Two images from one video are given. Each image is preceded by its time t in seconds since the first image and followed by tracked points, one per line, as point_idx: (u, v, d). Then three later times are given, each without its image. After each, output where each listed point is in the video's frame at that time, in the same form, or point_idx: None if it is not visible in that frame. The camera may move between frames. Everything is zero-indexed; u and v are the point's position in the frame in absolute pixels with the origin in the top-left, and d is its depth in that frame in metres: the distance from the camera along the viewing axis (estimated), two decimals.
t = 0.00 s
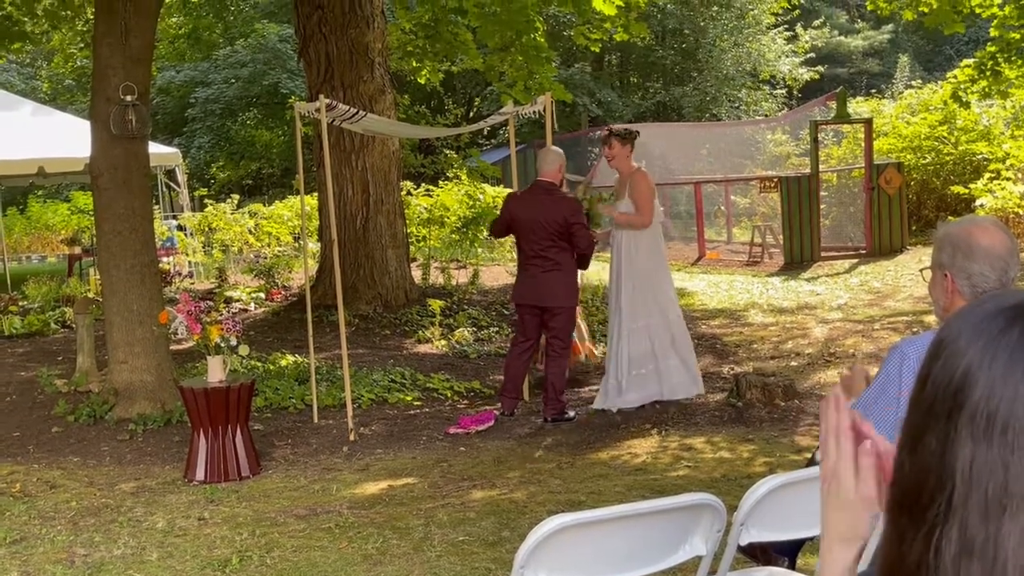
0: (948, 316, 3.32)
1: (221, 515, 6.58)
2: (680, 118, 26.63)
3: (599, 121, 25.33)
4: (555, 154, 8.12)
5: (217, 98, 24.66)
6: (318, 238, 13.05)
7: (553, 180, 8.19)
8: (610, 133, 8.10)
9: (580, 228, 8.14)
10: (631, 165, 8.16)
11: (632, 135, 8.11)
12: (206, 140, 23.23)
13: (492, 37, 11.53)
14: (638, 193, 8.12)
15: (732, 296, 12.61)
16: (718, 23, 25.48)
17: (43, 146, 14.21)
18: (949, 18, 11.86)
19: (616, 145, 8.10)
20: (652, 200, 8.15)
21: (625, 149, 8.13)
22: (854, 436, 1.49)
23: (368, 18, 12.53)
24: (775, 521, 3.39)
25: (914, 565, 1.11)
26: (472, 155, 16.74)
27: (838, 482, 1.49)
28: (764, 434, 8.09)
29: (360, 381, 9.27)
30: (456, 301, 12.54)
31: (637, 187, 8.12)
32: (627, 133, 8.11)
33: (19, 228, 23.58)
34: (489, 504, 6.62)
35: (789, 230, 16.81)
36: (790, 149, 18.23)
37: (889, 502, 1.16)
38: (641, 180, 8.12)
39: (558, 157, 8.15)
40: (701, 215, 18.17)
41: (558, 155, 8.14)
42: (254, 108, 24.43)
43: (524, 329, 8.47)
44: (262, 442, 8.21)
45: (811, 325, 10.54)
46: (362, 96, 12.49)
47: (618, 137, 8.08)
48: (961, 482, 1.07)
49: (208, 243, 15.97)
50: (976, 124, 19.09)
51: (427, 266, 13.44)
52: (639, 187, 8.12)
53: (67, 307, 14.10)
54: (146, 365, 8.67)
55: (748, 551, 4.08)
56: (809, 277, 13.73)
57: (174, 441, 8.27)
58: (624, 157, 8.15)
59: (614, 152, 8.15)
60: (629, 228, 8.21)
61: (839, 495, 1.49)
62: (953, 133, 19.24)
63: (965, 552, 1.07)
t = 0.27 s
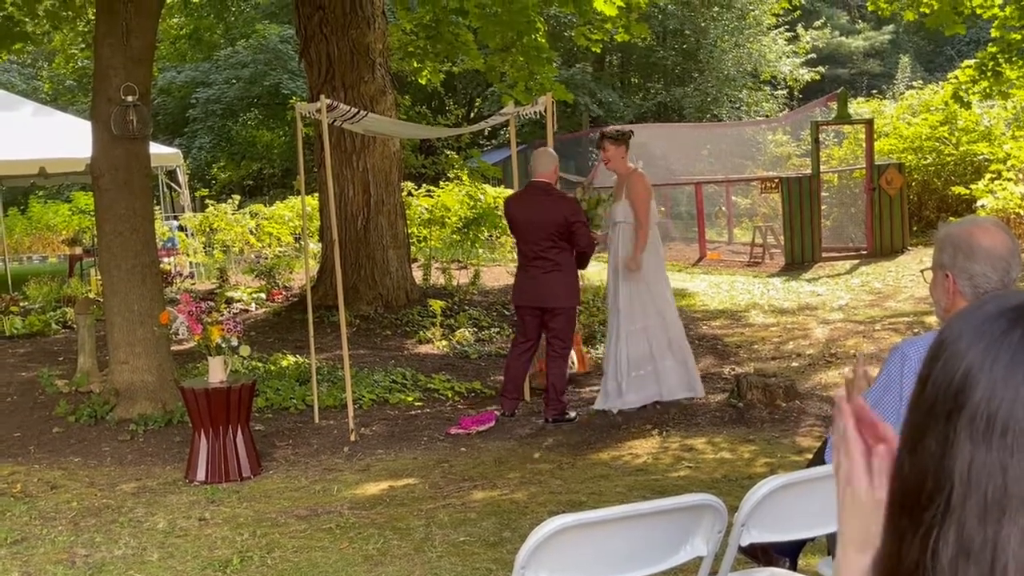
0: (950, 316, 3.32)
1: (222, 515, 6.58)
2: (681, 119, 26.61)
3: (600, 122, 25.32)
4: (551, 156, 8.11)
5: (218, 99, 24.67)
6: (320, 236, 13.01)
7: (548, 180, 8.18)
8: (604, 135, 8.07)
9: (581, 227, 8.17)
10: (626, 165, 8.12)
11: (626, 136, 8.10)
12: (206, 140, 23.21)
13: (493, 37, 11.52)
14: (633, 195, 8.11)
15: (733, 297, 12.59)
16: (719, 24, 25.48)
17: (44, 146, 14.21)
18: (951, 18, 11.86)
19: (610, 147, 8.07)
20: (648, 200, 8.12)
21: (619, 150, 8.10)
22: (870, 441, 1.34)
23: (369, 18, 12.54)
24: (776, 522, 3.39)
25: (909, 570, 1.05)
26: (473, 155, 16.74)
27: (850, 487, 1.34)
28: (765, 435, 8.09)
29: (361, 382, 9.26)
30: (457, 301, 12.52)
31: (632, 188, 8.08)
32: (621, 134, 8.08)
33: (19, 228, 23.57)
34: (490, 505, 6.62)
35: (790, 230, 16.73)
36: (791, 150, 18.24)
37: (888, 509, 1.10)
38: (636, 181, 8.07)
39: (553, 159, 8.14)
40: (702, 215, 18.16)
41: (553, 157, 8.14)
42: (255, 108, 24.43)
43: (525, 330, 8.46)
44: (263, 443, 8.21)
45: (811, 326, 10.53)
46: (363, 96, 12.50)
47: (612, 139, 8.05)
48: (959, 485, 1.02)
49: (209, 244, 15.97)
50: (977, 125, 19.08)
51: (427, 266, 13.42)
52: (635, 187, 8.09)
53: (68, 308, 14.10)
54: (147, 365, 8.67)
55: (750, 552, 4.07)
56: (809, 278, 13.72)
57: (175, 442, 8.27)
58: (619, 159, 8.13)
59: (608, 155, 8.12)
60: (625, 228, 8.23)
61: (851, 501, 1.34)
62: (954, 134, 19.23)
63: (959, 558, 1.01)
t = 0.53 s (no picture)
0: (950, 316, 3.32)
1: (222, 515, 6.58)
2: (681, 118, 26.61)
3: (600, 122, 25.32)
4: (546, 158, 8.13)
5: (219, 99, 24.66)
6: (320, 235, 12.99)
7: (547, 181, 8.17)
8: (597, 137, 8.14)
9: (581, 226, 8.17)
10: (621, 167, 8.19)
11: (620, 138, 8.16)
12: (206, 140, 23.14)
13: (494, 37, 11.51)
14: (632, 197, 8.17)
15: (734, 297, 12.59)
16: (720, 24, 25.46)
17: (44, 146, 14.21)
18: (952, 19, 11.85)
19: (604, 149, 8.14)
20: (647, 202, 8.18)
21: (614, 152, 8.17)
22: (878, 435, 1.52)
23: (370, 18, 12.53)
24: (776, 522, 3.39)
25: (914, 568, 1.12)
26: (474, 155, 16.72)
27: (864, 484, 1.50)
28: (766, 435, 8.08)
29: (362, 382, 9.26)
30: (458, 301, 12.51)
31: (630, 190, 8.16)
32: (615, 136, 8.15)
33: (20, 228, 23.57)
34: (491, 505, 6.61)
35: (790, 230, 16.69)
36: (792, 150, 18.22)
37: (891, 505, 1.16)
38: (634, 184, 8.16)
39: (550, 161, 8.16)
40: (703, 216, 18.16)
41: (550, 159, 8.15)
42: (256, 109, 24.43)
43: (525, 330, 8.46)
44: (263, 443, 8.21)
45: (812, 326, 10.52)
46: (364, 97, 12.49)
47: (606, 141, 8.13)
48: (965, 484, 1.07)
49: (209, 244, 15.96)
50: (978, 125, 19.08)
51: (428, 267, 13.41)
52: (632, 189, 8.16)
53: (69, 307, 14.09)
54: (148, 365, 8.67)
55: (751, 552, 4.07)
56: (810, 278, 13.72)
57: (176, 442, 8.27)
58: (614, 161, 8.19)
59: (602, 157, 8.20)
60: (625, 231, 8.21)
61: (861, 497, 1.50)
62: (954, 134, 19.24)
63: (967, 555, 1.07)
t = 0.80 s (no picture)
0: (951, 316, 3.32)
1: (223, 515, 6.58)
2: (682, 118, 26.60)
3: (601, 122, 25.32)
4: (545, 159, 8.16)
5: (219, 99, 24.66)
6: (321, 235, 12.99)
7: (546, 180, 8.17)
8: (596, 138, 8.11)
9: (580, 227, 8.17)
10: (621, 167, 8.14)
11: (619, 138, 8.11)
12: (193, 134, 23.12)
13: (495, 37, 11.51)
14: (633, 198, 8.12)
15: (734, 297, 12.58)
16: (721, 23, 25.45)
17: (45, 145, 14.21)
18: (952, 19, 11.85)
19: (604, 150, 8.11)
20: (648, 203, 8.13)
21: (613, 152, 8.13)
22: (869, 438, 1.41)
23: (370, 18, 12.53)
24: (776, 522, 3.38)
25: (914, 569, 1.07)
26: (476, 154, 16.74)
27: (852, 476, 1.42)
28: (767, 435, 8.08)
29: (362, 382, 9.26)
30: (459, 301, 12.52)
31: (630, 192, 8.12)
32: (615, 136, 8.12)
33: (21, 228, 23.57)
34: (491, 505, 6.61)
35: (791, 230, 16.69)
36: (793, 149, 18.19)
37: (891, 502, 1.12)
38: (633, 185, 8.12)
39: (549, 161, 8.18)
40: (704, 216, 18.17)
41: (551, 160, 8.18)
42: (256, 108, 24.44)
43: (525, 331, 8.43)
44: (264, 442, 8.21)
45: (812, 326, 10.52)
46: (365, 96, 12.49)
47: (605, 141, 8.09)
48: (963, 481, 1.04)
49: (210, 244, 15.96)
50: (979, 125, 19.07)
51: (428, 267, 13.40)
52: (632, 190, 8.13)
53: (70, 307, 14.10)
54: (148, 365, 8.68)
55: (751, 552, 4.07)
56: (810, 278, 13.71)
57: (177, 442, 8.27)
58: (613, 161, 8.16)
59: (602, 157, 8.17)
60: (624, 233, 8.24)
61: (854, 498, 1.42)
62: (955, 134, 19.24)
63: (967, 549, 1.04)
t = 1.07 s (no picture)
0: (950, 316, 3.32)
1: (224, 514, 6.58)
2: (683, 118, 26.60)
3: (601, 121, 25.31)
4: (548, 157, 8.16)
5: (219, 98, 24.62)
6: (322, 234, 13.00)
7: (548, 181, 8.17)
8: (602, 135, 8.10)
9: (581, 226, 8.16)
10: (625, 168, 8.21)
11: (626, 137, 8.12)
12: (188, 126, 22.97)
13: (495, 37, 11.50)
14: (638, 199, 8.19)
15: (734, 297, 12.57)
16: (721, 23, 25.43)
17: (46, 145, 14.21)
18: (952, 20, 11.84)
19: (609, 148, 8.13)
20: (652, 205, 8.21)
21: (618, 152, 8.16)
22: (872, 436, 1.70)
23: (371, 17, 12.53)
24: (777, 522, 3.38)
25: (916, 570, 1.11)
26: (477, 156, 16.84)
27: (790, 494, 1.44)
28: (767, 435, 8.08)
29: (363, 381, 9.26)
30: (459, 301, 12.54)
31: (635, 193, 8.19)
32: (620, 136, 8.16)
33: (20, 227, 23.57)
34: (491, 504, 6.61)
35: (791, 230, 16.70)
36: (792, 149, 18.41)
37: (887, 507, 1.16)
38: (638, 186, 8.19)
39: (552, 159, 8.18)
40: (704, 215, 18.17)
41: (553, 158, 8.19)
42: (257, 108, 24.41)
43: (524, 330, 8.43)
44: (265, 442, 8.21)
45: (812, 326, 10.52)
46: (365, 96, 12.49)
47: (611, 139, 8.08)
48: (966, 481, 1.07)
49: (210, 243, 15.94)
50: (979, 126, 19.04)
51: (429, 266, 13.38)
52: (637, 191, 8.19)
53: (69, 307, 14.10)
54: (149, 365, 8.67)
55: (752, 552, 4.07)
56: (809, 279, 13.70)
57: (177, 441, 8.27)
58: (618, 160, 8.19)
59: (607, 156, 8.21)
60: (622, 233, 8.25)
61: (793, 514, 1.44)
62: (955, 134, 19.23)
63: (969, 550, 1.07)
